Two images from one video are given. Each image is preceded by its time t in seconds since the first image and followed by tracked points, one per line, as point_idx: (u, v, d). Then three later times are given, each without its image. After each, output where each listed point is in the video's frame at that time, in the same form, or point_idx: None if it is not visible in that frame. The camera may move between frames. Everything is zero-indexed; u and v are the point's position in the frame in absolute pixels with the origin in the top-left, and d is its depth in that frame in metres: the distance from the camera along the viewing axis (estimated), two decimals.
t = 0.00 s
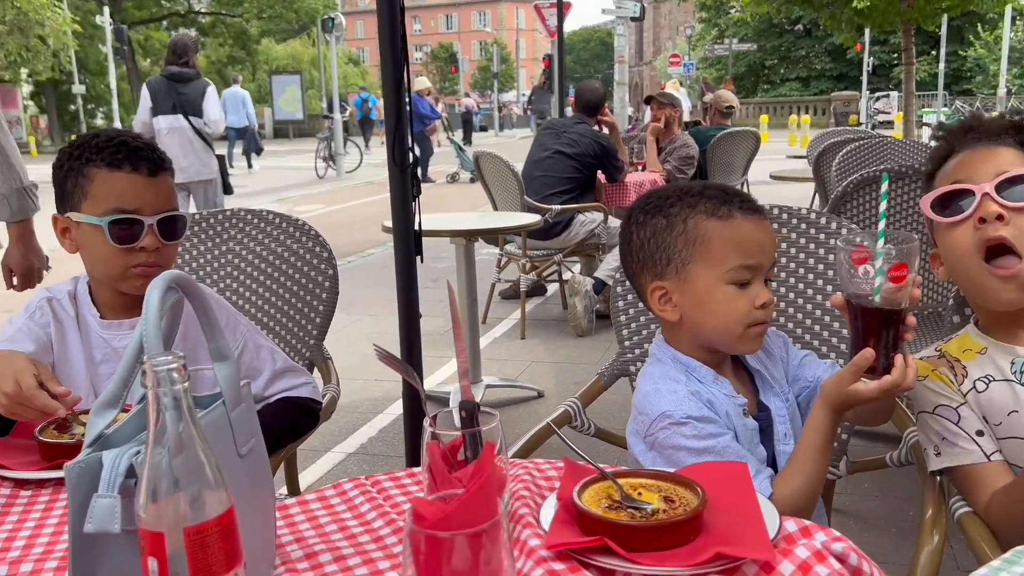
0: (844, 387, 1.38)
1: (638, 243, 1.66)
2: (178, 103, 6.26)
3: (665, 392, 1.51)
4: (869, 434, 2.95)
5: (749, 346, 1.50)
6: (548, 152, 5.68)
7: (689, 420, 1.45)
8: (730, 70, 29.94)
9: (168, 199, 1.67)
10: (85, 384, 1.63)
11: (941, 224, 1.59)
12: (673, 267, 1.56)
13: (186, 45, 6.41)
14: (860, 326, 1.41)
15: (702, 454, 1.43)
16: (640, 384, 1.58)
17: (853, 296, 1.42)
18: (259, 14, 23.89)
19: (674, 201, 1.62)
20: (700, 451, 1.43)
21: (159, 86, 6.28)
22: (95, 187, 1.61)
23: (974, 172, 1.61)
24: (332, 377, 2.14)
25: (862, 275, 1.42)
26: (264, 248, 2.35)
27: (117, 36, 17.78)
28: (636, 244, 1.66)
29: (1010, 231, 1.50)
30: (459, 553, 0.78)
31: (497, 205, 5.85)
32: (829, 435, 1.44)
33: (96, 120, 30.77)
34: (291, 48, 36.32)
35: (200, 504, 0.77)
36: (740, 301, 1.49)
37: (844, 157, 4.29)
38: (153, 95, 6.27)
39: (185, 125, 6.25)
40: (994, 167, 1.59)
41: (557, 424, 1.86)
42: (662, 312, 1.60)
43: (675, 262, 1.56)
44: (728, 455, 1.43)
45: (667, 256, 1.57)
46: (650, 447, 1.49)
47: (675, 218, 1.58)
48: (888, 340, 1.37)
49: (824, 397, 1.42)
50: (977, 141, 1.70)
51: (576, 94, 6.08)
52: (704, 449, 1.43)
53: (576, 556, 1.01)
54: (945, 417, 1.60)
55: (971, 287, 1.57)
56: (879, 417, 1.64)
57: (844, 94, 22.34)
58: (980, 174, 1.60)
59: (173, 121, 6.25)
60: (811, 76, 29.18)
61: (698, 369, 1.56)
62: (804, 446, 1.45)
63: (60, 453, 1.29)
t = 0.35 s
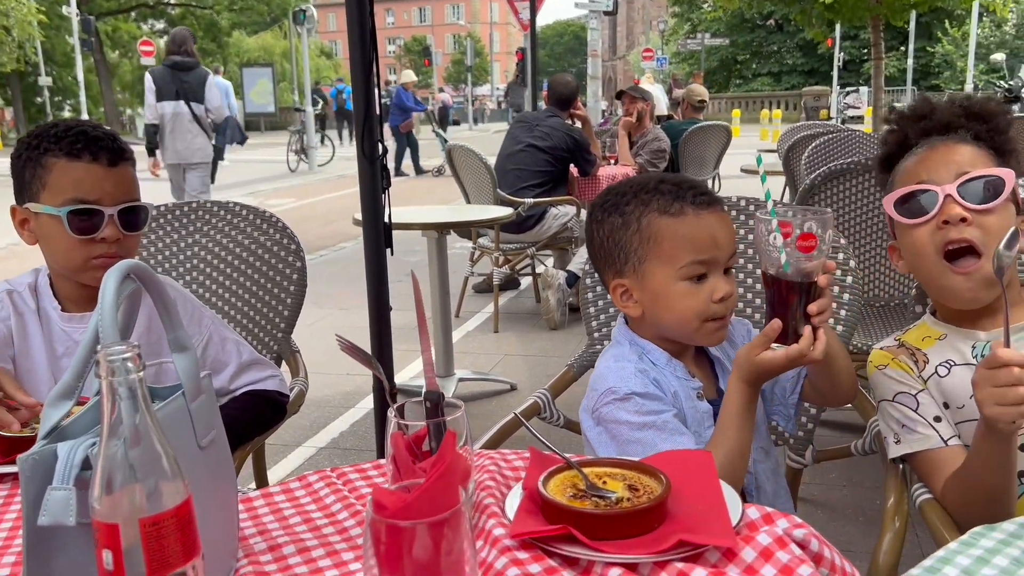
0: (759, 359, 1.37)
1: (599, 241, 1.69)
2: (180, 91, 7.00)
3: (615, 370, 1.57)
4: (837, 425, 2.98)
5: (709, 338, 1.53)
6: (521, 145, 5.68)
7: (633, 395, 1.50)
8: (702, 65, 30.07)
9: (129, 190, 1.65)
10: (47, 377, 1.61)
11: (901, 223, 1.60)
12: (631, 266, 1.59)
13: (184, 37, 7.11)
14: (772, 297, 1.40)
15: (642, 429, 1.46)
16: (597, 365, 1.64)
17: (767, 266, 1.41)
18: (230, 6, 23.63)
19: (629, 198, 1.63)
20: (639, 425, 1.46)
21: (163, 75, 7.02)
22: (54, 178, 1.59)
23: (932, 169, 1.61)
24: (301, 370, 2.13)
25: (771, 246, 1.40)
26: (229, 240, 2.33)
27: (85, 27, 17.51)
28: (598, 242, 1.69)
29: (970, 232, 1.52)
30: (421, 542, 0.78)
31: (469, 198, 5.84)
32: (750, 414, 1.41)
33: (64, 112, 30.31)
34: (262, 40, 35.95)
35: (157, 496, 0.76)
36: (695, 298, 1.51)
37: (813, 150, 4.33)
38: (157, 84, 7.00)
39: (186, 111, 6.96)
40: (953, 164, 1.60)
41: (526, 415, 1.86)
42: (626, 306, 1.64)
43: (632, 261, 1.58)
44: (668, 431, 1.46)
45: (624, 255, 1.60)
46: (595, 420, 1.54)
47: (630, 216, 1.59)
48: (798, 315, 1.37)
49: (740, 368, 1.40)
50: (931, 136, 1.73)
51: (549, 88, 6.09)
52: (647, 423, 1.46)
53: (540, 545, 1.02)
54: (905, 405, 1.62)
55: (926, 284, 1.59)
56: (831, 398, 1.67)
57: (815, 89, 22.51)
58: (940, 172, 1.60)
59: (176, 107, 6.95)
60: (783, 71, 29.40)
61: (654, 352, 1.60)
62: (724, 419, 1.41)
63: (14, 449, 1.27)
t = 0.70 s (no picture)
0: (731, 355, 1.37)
1: (582, 225, 1.70)
2: (171, 82, 7.26)
3: (591, 359, 1.58)
4: (806, 418, 3.01)
5: (682, 329, 1.54)
6: (495, 140, 5.68)
7: (609, 385, 1.51)
8: (677, 61, 30.22)
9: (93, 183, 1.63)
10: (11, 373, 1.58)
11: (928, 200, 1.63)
12: (611, 253, 1.60)
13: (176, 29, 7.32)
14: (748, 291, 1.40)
15: (617, 419, 1.47)
16: (575, 355, 1.66)
17: (741, 260, 1.39)
18: None
19: (616, 185, 1.63)
20: (614, 415, 1.47)
21: (155, 68, 7.30)
22: (16, 172, 1.56)
23: (973, 152, 1.63)
24: (271, 365, 2.11)
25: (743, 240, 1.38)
26: (200, 235, 2.31)
27: (53, 19, 17.26)
28: (581, 226, 1.70)
29: (993, 224, 1.55)
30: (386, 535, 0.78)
31: (444, 193, 5.82)
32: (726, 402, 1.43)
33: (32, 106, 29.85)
34: (235, 34, 35.62)
35: (117, 490, 0.75)
36: (671, 290, 1.52)
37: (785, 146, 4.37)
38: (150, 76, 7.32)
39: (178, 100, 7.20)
40: (995, 150, 1.61)
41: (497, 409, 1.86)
42: (603, 293, 1.65)
43: (613, 248, 1.59)
44: (641, 421, 1.47)
45: (606, 241, 1.61)
46: (571, 408, 1.54)
47: (614, 204, 1.60)
48: (771, 312, 1.38)
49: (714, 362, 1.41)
50: (986, 108, 1.73)
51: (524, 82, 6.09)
52: (620, 413, 1.48)
53: (508, 537, 1.02)
54: (889, 383, 1.64)
55: (938, 265, 1.64)
56: (804, 386, 1.69)
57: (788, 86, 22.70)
58: (980, 157, 1.61)
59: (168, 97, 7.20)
60: (756, 68, 29.63)
61: (630, 343, 1.61)
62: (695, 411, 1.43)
63: None
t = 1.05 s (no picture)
0: (693, 333, 1.37)
1: (560, 212, 1.70)
2: (170, 82, 8.03)
3: (558, 346, 1.61)
4: (779, 411, 3.03)
5: (649, 325, 1.56)
6: (472, 136, 5.66)
7: (572, 371, 1.53)
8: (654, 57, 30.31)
9: (56, 177, 1.61)
10: None
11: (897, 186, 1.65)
12: (585, 243, 1.60)
13: (179, 34, 8.13)
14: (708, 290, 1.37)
15: (577, 404, 1.48)
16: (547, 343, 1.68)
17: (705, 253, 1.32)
18: None
19: (595, 177, 1.63)
20: (575, 400, 1.48)
21: (157, 68, 8.11)
22: None
23: (943, 142, 1.65)
24: (241, 361, 2.09)
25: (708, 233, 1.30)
26: (168, 230, 2.29)
27: (23, 13, 16.98)
28: (559, 213, 1.71)
29: (959, 209, 1.57)
30: (350, 529, 0.77)
31: (419, 188, 5.80)
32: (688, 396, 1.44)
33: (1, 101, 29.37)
34: (207, 27, 35.33)
35: (73, 485, 0.74)
36: (641, 286, 1.53)
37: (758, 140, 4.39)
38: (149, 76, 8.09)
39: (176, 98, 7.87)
40: (963, 139, 1.64)
41: (469, 403, 1.86)
42: (576, 281, 1.67)
43: (588, 240, 1.60)
44: (601, 406, 1.47)
45: (581, 231, 1.61)
46: (536, 397, 1.56)
47: (593, 195, 1.59)
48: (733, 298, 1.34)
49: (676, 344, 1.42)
50: (960, 103, 1.74)
51: (500, 78, 6.08)
52: (582, 399, 1.49)
53: (474, 530, 1.02)
54: (855, 372, 1.66)
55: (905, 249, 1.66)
56: (763, 385, 1.70)
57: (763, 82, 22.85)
58: (949, 146, 1.64)
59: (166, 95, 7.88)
60: (732, 64, 29.80)
61: (600, 333, 1.62)
62: (659, 396, 1.44)
63: None
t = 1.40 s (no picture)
0: (671, 325, 1.36)
1: (531, 203, 1.72)
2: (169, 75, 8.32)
3: (524, 338, 1.64)
4: (755, 404, 3.04)
5: (612, 317, 1.58)
6: (450, 131, 5.64)
7: (533, 361, 1.56)
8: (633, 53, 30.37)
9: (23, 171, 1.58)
10: None
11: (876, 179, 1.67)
12: (553, 234, 1.62)
13: (172, 33, 8.59)
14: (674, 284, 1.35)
15: (536, 392, 1.51)
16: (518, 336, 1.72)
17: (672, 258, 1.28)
18: None
19: (565, 169, 1.65)
20: (534, 388, 1.51)
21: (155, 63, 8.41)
22: None
23: (920, 135, 1.66)
24: (214, 357, 2.07)
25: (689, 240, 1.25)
26: (140, 225, 2.26)
27: None
28: (530, 203, 1.72)
29: (934, 199, 1.59)
30: (314, 524, 0.77)
31: (397, 183, 5.77)
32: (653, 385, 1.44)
33: None
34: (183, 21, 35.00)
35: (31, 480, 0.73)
36: (603, 279, 1.54)
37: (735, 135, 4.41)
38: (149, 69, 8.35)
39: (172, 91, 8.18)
40: (939, 131, 1.65)
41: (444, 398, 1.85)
42: (543, 271, 1.69)
43: (555, 231, 1.62)
44: (559, 392, 1.49)
45: (549, 222, 1.63)
46: (500, 386, 1.60)
47: (562, 185, 1.61)
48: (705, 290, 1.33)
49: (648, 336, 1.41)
50: (937, 99, 1.75)
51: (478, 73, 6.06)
52: (541, 386, 1.51)
53: (444, 524, 1.01)
54: (835, 359, 1.67)
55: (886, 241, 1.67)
56: (737, 371, 1.70)
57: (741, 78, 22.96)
58: (925, 138, 1.65)
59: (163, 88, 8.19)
60: (711, 60, 29.92)
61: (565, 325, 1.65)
62: (618, 381, 1.43)
63: None
